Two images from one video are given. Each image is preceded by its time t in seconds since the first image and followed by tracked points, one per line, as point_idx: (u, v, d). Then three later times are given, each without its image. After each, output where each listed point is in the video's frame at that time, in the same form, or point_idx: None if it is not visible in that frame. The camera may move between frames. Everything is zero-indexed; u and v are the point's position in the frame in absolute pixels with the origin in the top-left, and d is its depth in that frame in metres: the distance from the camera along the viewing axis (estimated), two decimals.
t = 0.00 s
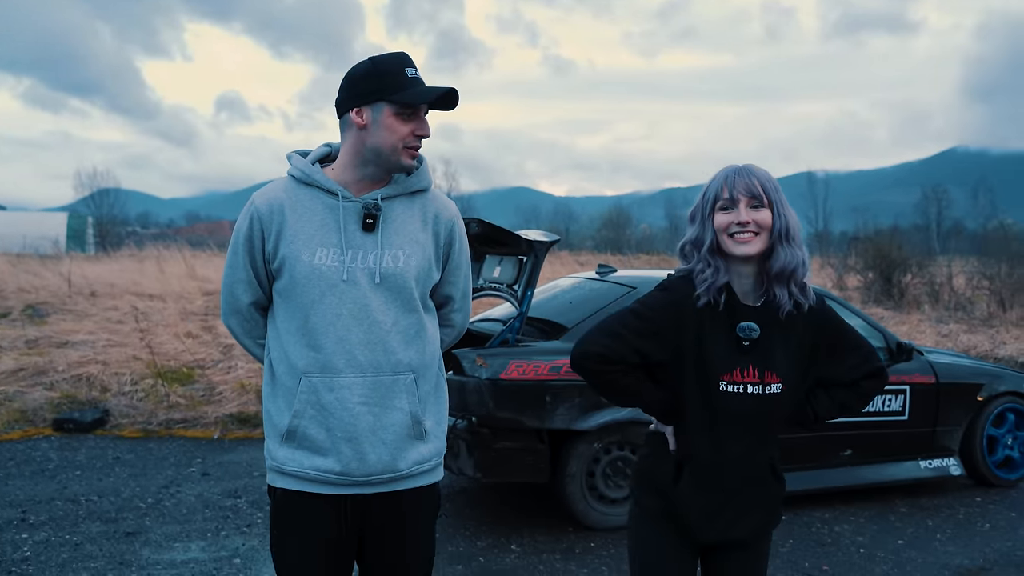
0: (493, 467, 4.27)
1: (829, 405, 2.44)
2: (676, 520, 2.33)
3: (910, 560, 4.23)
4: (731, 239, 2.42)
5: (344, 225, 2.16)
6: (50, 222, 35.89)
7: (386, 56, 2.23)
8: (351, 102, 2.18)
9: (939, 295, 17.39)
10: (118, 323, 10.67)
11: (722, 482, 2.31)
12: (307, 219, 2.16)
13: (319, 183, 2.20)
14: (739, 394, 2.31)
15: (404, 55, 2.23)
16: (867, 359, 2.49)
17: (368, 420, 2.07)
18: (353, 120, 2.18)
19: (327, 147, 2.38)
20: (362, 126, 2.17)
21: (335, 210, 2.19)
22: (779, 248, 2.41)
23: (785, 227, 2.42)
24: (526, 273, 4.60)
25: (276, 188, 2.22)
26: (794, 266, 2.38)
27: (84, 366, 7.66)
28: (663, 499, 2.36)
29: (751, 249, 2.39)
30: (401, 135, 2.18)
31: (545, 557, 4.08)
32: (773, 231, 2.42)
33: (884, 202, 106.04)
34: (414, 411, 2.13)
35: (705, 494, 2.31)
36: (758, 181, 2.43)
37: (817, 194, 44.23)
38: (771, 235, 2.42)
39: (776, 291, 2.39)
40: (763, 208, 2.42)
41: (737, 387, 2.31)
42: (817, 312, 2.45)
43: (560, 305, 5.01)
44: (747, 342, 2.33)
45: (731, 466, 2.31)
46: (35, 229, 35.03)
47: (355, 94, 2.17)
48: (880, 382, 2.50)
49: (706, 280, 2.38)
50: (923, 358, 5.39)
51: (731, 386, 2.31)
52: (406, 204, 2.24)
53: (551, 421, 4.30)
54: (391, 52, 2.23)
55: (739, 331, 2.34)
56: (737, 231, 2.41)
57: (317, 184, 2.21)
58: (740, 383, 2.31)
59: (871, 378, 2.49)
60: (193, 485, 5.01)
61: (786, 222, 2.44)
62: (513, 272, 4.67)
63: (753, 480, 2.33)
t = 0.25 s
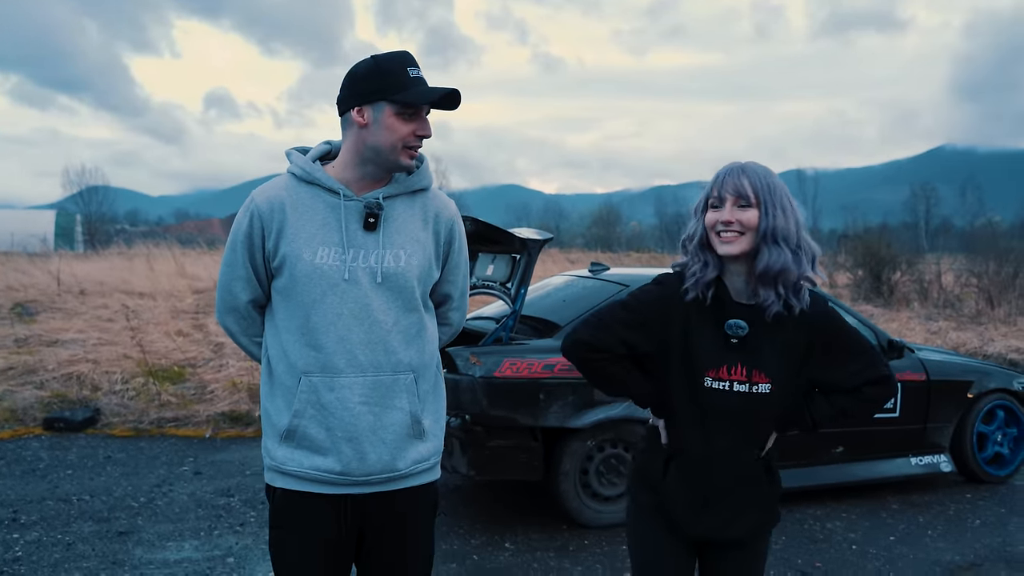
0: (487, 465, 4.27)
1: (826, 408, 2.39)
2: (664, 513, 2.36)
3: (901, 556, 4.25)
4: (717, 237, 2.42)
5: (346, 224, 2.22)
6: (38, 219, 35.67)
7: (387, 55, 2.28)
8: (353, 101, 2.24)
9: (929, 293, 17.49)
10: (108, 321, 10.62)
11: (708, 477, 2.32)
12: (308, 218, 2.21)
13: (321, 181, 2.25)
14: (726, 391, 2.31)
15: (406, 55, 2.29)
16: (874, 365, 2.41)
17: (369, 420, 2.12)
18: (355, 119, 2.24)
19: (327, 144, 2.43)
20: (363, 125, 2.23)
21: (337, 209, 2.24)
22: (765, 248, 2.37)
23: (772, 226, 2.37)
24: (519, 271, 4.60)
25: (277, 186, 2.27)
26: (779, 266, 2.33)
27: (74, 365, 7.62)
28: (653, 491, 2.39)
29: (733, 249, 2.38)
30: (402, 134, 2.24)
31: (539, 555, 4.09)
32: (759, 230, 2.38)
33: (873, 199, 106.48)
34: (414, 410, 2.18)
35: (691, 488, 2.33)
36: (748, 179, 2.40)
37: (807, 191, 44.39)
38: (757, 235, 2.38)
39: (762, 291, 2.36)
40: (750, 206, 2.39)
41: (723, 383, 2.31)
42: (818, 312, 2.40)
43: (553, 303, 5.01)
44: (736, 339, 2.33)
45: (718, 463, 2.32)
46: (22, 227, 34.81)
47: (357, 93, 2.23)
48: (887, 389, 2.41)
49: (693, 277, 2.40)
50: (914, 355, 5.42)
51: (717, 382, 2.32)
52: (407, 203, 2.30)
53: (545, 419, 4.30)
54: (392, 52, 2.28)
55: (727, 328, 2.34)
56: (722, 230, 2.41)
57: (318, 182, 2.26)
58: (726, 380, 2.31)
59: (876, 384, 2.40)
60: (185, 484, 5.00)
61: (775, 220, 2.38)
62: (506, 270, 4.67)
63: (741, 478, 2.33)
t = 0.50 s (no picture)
0: (487, 465, 4.24)
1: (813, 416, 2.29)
2: (658, 506, 2.44)
3: (904, 557, 4.23)
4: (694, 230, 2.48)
5: (350, 222, 2.19)
6: (33, 218, 35.56)
7: (393, 49, 2.26)
8: (358, 96, 2.21)
9: (926, 292, 17.50)
10: (104, 320, 10.58)
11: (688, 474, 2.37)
12: (312, 216, 2.18)
13: (325, 178, 2.22)
14: (701, 389, 2.35)
15: (412, 49, 2.26)
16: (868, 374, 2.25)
17: (375, 422, 2.10)
18: (360, 114, 2.21)
19: (330, 140, 2.40)
20: (369, 120, 2.20)
21: (341, 207, 2.21)
22: (725, 239, 2.37)
23: (737, 217, 2.36)
24: (519, 270, 4.56)
25: (279, 182, 2.23)
26: (732, 257, 2.33)
27: (70, 364, 7.58)
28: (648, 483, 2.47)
29: (699, 241, 2.42)
30: (409, 129, 2.22)
31: (540, 556, 4.05)
32: (722, 221, 2.39)
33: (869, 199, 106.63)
34: (420, 412, 2.16)
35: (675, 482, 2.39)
36: (723, 173, 2.43)
37: (803, 190, 44.43)
38: (720, 226, 2.39)
39: (723, 282, 2.36)
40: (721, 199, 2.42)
41: (699, 381, 2.35)
42: (802, 311, 2.33)
43: (553, 302, 4.98)
44: (713, 337, 2.35)
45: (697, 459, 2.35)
46: (18, 225, 34.70)
47: (363, 88, 2.20)
48: (883, 400, 2.23)
49: (673, 270, 2.50)
50: (915, 355, 5.40)
51: (694, 380, 2.36)
52: (412, 200, 2.28)
53: (545, 419, 4.27)
54: (398, 46, 2.25)
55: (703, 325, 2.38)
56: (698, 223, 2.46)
57: (322, 179, 2.22)
58: (700, 378, 2.35)
59: (869, 393, 2.24)
60: (182, 484, 4.96)
61: (739, 211, 2.36)
62: (506, 269, 4.63)
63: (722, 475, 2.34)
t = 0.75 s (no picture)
0: (491, 468, 4.18)
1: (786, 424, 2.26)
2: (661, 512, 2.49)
3: (914, 561, 4.17)
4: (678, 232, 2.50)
5: (357, 220, 2.13)
6: (31, 217, 35.49)
7: (405, 46, 2.21)
8: (368, 93, 2.16)
9: (927, 291, 17.46)
10: (103, 320, 10.52)
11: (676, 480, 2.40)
12: (318, 214, 2.12)
13: (331, 175, 2.16)
14: (684, 396, 2.38)
15: (423, 47, 2.21)
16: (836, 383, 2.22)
17: (382, 427, 2.04)
18: (369, 111, 2.16)
19: (336, 138, 2.35)
20: (378, 118, 2.15)
21: (348, 205, 2.16)
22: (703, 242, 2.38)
23: (716, 221, 2.36)
24: (523, 271, 4.48)
25: (284, 180, 2.17)
26: (707, 261, 2.34)
27: (68, 365, 7.52)
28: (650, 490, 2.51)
29: (681, 245, 2.45)
30: (419, 128, 2.17)
31: (545, 561, 3.99)
32: (702, 224, 2.40)
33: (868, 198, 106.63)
34: (429, 417, 2.10)
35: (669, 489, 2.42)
36: (706, 176, 2.44)
37: (803, 189, 44.40)
38: (700, 229, 2.40)
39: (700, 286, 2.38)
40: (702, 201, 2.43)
41: (681, 388, 2.39)
42: (777, 318, 2.31)
43: (556, 302, 4.91)
44: (692, 344, 2.39)
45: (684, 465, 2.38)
46: (17, 224, 34.63)
47: (373, 85, 2.15)
48: (850, 408, 2.20)
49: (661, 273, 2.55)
50: (922, 356, 5.34)
51: (677, 387, 2.41)
52: (420, 199, 2.22)
53: (550, 422, 4.21)
54: (410, 43, 2.20)
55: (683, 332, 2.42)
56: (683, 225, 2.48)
57: (328, 177, 2.17)
58: (682, 385, 2.39)
59: (836, 402, 2.21)
60: (182, 487, 4.89)
61: (718, 216, 2.35)
62: (509, 269, 4.56)
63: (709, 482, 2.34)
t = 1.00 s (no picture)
0: (498, 475, 4.12)
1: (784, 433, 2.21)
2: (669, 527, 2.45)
3: (928, 570, 4.11)
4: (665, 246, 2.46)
5: (369, 227, 2.07)
6: (31, 217, 35.45)
7: (420, 47, 2.15)
8: (383, 95, 2.09)
9: (929, 292, 17.41)
10: (103, 321, 10.45)
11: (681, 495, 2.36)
12: (329, 220, 2.06)
13: (342, 181, 2.10)
14: (680, 411, 2.33)
15: (439, 48, 2.15)
16: (830, 388, 2.16)
17: (394, 441, 1.97)
18: (384, 114, 2.10)
19: (347, 142, 2.29)
20: (392, 121, 2.09)
21: (359, 211, 2.09)
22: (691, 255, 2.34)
23: (703, 234, 2.31)
24: (530, 274, 4.42)
25: (294, 185, 2.11)
26: (695, 274, 2.30)
27: (68, 368, 7.45)
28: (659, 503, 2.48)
29: (668, 259, 2.40)
30: (434, 132, 2.10)
31: (553, 570, 3.92)
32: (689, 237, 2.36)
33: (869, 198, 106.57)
34: (441, 431, 2.03)
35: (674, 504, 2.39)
36: (690, 187, 2.41)
37: (803, 190, 44.35)
38: (687, 241, 2.36)
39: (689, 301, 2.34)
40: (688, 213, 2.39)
41: (677, 403, 2.34)
42: (769, 326, 2.25)
43: (564, 306, 4.84)
44: (684, 358, 2.34)
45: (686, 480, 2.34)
46: (17, 224, 34.58)
47: (388, 87, 2.08)
48: (846, 414, 2.13)
49: (647, 290, 2.51)
50: (934, 360, 5.27)
51: (673, 401, 2.35)
52: (434, 206, 2.16)
53: (558, 427, 4.14)
54: (426, 43, 2.14)
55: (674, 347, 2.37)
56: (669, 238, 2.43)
57: (340, 182, 2.11)
58: (677, 400, 2.34)
59: (832, 407, 2.14)
60: (183, 493, 4.83)
61: (705, 228, 2.31)
62: (516, 272, 4.50)
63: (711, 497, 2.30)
